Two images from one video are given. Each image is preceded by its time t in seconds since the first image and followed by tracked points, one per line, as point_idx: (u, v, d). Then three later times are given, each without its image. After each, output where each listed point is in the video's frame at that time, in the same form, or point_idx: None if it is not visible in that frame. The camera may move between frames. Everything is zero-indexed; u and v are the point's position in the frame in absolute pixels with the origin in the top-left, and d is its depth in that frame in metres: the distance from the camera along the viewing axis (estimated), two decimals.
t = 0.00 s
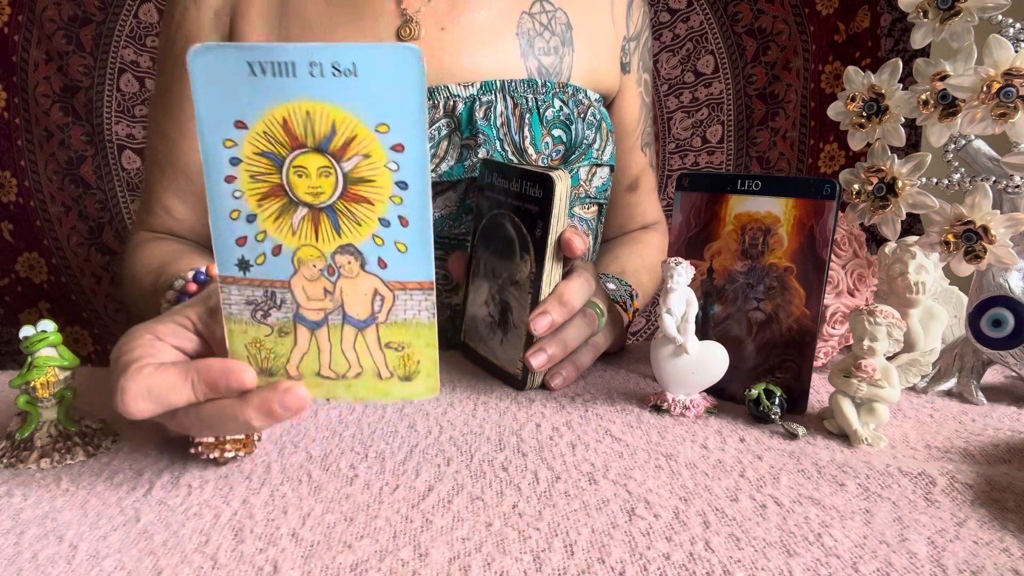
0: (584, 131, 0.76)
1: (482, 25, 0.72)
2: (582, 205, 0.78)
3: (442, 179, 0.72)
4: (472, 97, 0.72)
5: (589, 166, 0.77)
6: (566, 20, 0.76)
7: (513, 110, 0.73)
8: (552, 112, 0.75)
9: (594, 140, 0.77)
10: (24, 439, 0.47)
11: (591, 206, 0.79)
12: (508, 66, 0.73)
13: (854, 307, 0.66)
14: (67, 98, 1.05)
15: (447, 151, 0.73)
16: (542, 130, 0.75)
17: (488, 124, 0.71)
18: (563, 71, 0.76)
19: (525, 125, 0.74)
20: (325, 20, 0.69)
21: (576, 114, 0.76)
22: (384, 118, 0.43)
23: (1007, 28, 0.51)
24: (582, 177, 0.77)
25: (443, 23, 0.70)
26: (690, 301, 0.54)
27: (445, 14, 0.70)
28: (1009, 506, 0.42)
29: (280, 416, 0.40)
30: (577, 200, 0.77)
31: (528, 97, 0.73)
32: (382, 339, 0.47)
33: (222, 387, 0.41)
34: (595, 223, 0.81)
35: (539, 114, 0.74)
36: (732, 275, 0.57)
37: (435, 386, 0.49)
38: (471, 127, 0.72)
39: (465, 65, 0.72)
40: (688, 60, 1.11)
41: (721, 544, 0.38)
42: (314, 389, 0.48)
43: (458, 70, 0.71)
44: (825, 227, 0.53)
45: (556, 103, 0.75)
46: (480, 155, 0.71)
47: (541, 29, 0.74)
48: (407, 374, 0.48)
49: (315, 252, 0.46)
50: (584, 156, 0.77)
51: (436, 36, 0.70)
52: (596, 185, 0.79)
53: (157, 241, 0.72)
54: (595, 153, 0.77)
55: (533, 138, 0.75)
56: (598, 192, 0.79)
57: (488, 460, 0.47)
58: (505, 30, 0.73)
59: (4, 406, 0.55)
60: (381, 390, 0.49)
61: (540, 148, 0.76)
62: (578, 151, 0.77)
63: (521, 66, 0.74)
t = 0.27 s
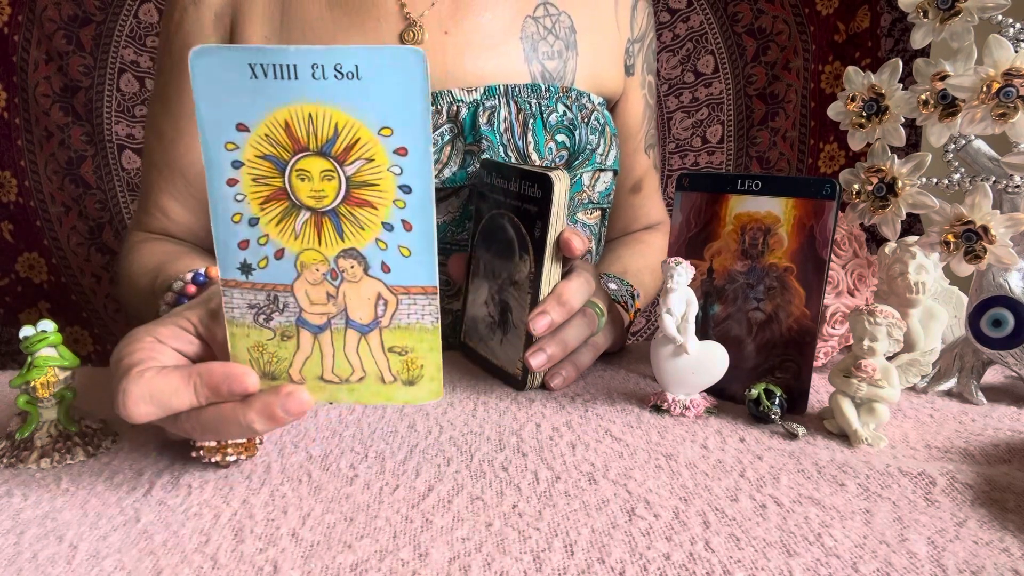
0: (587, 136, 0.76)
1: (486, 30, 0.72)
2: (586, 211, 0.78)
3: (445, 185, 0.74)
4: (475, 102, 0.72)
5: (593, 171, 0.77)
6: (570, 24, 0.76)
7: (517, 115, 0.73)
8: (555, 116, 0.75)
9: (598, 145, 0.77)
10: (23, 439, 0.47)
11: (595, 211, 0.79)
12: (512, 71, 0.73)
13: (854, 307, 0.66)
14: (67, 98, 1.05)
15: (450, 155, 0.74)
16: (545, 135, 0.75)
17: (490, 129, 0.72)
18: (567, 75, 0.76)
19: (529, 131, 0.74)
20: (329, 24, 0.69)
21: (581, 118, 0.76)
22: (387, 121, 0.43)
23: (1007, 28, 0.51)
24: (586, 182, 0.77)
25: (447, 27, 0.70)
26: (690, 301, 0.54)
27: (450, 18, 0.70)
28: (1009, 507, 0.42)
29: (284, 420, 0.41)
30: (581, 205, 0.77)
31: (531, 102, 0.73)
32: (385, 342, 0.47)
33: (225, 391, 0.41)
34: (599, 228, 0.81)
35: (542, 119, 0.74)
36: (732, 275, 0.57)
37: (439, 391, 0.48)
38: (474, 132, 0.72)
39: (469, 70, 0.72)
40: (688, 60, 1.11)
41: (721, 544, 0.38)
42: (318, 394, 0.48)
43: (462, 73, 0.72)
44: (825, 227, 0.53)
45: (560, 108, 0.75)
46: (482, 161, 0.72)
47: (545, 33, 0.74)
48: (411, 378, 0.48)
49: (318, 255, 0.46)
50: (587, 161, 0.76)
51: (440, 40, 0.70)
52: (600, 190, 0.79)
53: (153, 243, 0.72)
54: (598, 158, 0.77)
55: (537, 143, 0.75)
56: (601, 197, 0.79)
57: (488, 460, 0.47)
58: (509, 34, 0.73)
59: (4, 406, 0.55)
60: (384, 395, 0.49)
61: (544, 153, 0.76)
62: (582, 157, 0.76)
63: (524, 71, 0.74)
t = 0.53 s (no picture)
0: (596, 129, 0.76)
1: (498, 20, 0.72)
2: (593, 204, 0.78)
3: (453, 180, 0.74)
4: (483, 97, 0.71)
5: (600, 164, 0.77)
6: (578, 17, 0.76)
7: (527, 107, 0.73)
8: (563, 109, 0.74)
9: (605, 138, 0.77)
10: (23, 440, 0.47)
11: (601, 206, 0.79)
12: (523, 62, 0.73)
13: (854, 307, 0.66)
14: (67, 98, 1.05)
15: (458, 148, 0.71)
16: (554, 127, 0.74)
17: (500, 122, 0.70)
18: (576, 68, 0.76)
19: (538, 123, 0.73)
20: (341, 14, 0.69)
21: (588, 112, 0.75)
22: (481, 36, 0.44)
23: (1007, 28, 0.51)
24: (593, 176, 0.77)
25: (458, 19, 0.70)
26: (689, 301, 0.54)
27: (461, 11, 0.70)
28: (1010, 506, 0.42)
29: (384, 342, 0.41)
30: (588, 199, 0.77)
31: (540, 94, 0.73)
32: (479, 259, 0.46)
33: (324, 320, 0.41)
34: (604, 222, 0.81)
35: (550, 112, 0.74)
36: (732, 275, 0.57)
37: (530, 303, 0.47)
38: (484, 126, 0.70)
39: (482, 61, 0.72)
40: (688, 60, 1.11)
41: (721, 544, 0.38)
42: (413, 317, 0.46)
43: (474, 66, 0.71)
44: (826, 227, 0.53)
45: (568, 101, 0.74)
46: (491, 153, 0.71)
47: (554, 26, 0.75)
48: (504, 293, 0.47)
49: (414, 175, 0.45)
50: (595, 154, 0.77)
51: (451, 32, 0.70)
52: (607, 184, 0.79)
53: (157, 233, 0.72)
54: (606, 152, 0.77)
55: (545, 135, 0.74)
56: (608, 191, 0.80)
57: (488, 460, 0.47)
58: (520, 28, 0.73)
59: (4, 406, 0.55)
60: (479, 313, 0.47)
61: (552, 145, 0.75)
62: (589, 149, 0.76)
63: (535, 64, 0.74)
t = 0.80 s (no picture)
0: (598, 133, 0.76)
1: (501, 24, 0.71)
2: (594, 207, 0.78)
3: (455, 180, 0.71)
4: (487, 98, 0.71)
5: (602, 168, 0.78)
6: (581, 22, 0.76)
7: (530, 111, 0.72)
8: (567, 113, 0.74)
9: (608, 142, 0.77)
10: (23, 440, 0.47)
11: (603, 208, 0.80)
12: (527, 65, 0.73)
13: (854, 307, 0.66)
14: (67, 98, 1.05)
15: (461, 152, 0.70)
16: (558, 131, 0.73)
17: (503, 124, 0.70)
18: (578, 73, 0.77)
19: (542, 126, 0.73)
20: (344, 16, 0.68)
21: (591, 116, 0.75)
22: (494, 113, 0.44)
23: (1007, 28, 0.51)
24: (596, 179, 0.77)
25: (461, 23, 0.70)
26: (690, 301, 0.54)
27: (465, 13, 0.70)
28: (1010, 506, 0.42)
29: (387, 399, 0.41)
30: (591, 202, 0.78)
31: (544, 98, 0.73)
32: (482, 323, 0.47)
33: (329, 374, 0.41)
34: (606, 225, 0.82)
35: (554, 115, 0.73)
36: (731, 275, 0.57)
37: (530, 366, 0.48)
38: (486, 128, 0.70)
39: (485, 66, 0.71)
40: (688, 60, 1.12)
41: (721, 543, 0.38)
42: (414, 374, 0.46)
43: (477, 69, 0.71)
44: (825, 227, 0.53)
45: (571, 104, 0.74)
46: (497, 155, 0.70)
47: (557, 30, 0.75)
48: (504, 356, 0.47)
49: (422, 242, 0.46)
50: (598, 157, 0.76)
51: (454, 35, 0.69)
52: (608, 187, 0.79)
53: (167, 236, 0.72)
54: (608, 156, 0.77)
55: (549, 138, 0.73)
56: (609, 194, 0.80)
57: (488, 460, 0.47)
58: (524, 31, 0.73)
59: (4, 406, 0.55)
60: (479, 373, 0.47)
61: (555, 148, 0.74)
62: (593, 153, 0.76)
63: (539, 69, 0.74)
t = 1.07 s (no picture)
0: (595, 133, 0.76)
1: (497, 25, 0.72)
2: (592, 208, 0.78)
3: (451, 180, 0.73)
4: (485, 98, 0.72)
5: (600, 168, 0.77)
6: (578, 22, 0.76)
7: (526, 111, 0.73)
8: (563, 113, 0.74)
9: (605, 142, 0.77)
10: (23, 439, 0.47)
11: (601, 209, 0.79)
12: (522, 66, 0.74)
13: (854, 307, 0.66)
14: (67, 98, 1.05)
15: (457, 151, 0.73)
16: (554, 131, 0.74)
17: (499, 126, 0.71)
18: (575, 74, 0.77)
19: (537, 127, 0.73)
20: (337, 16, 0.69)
21: (588, 116, 0.76)
22: (393, 102, 0.43)
23: (1007, 28, 0.51)
24: (593, 180, 0.77)
25: (456, 24, 0.71)
26: (689, 301, 0.54)
27: (459, 15, 0.71)
28: (1009, 507, 0.42)
29: (296, 391, 0.41)
30: (587, 203, 0.78)
31: (540, 99, 0.73)
32: (392, 315, 0.46)
33: (239, 364, 0.43)
34: (604, 226, 0.81)
35: (550, 116, 0.74)
36: (731, 275, 0.57)
37: (445, 359, 0.47)
38: (482, 129, 0.71)
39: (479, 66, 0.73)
40: (688, 60, 1.12)
41: (721, 544, 0.38)
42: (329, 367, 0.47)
43: (472, 70, 0.72)
44: (825, 227, 0.53)
45: (568, 105, 0.75)
46: (492, 156, 0.71)
47: (553, 31, 0.75)
48: (418, 350, 0.47)
49: (326, 232, 0.45)
50: (594, 159, 0.76)
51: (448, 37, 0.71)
52: (607, 188, 0.79)
53: (156, 233, 0.73)
54: (606, 156, 0.77)
55: (545, 139, 0.74)
56: (607, 195, 0.80)
57: (488, 460, 0.47)
58: (519, 33, 0.73)
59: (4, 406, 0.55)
60: (393, 365, 0.47)
61: (552, 149, 0.75)
62: (589, 154, 0.76)
63: (534, 69, 0.74)
